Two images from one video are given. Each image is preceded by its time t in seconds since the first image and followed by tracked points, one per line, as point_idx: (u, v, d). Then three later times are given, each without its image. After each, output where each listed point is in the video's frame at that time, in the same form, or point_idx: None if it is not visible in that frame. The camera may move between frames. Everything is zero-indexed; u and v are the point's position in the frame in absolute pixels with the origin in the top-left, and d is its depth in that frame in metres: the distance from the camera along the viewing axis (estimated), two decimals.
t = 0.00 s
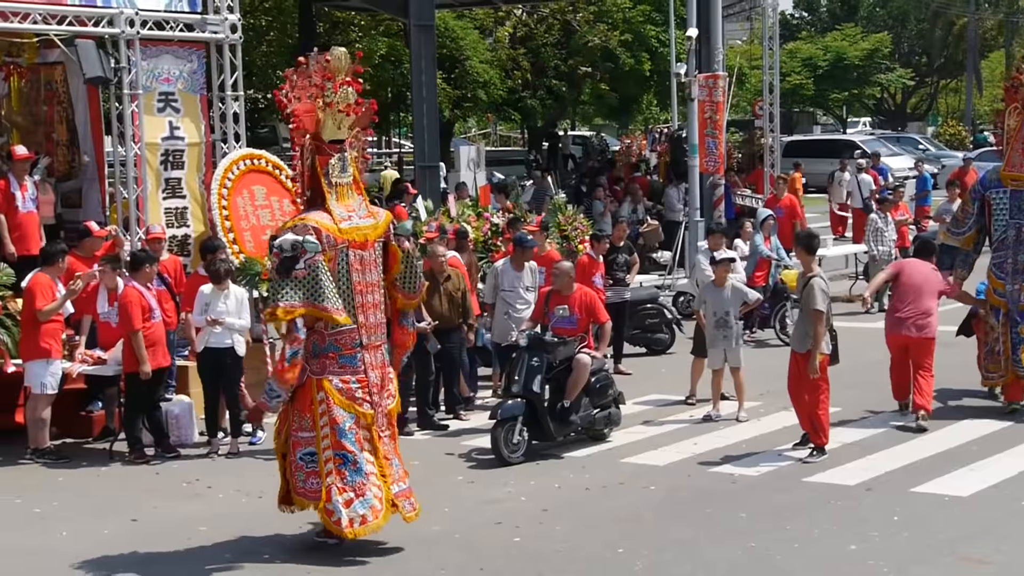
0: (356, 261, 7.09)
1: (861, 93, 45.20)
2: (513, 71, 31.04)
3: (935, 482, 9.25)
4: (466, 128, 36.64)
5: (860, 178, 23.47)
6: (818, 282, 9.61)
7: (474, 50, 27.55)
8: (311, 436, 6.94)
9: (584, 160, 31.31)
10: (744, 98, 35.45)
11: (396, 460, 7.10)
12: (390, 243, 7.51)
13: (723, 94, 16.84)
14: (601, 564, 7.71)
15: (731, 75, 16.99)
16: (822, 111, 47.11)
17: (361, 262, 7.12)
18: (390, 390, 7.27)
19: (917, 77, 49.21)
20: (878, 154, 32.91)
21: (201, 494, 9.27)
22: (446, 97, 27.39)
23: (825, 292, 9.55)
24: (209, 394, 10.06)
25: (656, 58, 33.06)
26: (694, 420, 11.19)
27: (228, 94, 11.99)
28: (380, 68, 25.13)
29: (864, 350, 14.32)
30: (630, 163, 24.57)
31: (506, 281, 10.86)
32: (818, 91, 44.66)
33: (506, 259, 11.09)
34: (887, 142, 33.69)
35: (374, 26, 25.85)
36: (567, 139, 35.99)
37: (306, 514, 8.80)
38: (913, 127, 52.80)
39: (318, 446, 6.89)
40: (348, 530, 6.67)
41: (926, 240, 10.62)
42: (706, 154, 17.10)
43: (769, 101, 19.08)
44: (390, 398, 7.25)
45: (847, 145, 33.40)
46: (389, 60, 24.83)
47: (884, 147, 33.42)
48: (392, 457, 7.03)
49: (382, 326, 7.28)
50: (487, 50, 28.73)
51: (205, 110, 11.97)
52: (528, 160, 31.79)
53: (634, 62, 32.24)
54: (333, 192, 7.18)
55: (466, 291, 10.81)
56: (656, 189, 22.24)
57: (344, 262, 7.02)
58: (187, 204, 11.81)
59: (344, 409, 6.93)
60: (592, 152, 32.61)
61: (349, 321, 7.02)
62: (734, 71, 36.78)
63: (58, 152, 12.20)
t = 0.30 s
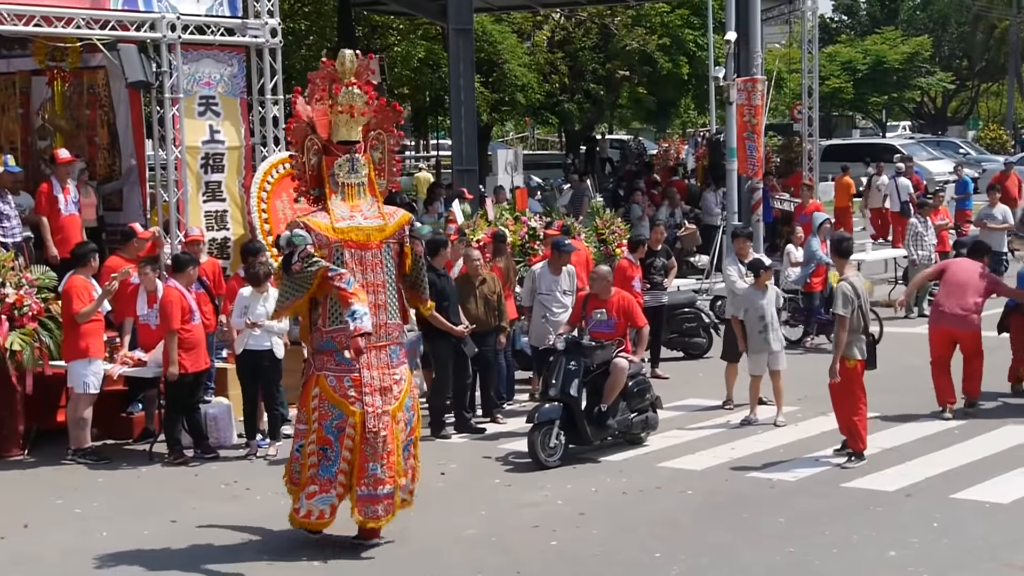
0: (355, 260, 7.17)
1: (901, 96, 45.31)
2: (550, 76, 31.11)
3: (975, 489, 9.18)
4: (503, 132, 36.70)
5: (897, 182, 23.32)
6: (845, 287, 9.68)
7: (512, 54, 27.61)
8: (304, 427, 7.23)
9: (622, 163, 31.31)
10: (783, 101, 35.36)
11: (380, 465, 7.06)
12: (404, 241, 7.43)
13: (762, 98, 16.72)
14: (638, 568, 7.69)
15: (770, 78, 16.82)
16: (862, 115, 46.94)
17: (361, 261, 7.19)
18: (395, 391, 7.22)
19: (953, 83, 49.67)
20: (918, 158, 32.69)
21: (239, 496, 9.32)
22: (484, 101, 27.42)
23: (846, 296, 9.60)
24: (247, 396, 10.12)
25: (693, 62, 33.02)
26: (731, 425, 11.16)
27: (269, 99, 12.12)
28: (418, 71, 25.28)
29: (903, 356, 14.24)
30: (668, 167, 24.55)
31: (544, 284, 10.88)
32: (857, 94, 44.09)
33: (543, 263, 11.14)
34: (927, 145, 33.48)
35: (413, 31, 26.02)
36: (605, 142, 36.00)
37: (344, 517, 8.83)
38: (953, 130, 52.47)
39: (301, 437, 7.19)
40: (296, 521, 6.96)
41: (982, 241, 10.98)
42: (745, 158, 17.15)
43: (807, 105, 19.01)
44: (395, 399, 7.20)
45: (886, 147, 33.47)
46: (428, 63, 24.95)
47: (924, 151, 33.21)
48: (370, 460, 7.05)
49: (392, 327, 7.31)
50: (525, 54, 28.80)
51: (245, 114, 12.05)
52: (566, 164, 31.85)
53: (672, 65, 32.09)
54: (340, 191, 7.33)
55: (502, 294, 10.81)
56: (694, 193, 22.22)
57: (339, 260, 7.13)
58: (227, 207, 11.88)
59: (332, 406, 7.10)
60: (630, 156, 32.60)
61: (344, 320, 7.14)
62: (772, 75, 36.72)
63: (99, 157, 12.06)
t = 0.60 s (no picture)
0: (351, 266, 7.23)
1: (932, 101, 45.19)
2: (580, 81, 30.78)
3: (1008, 497, 9.12)
4: (532, 137, 36.78)
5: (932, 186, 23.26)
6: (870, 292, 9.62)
7: (542, 59, 27.66)
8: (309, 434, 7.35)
9: (652, 168, 31.29)
10: (814, 106, 35.34)
11: (371, 471, 7.14)
12: (405, 247, 7.38)
13: (793, 103, 16.77)
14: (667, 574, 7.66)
15: (802, 83, 16.81)
16: (892, 119, 46.87)
17: (358, 268, 7.24)
18: (393, 398, 7.24)
19: (986, 87, 49.50)
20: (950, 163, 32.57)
21: (269, 499, 9.35)
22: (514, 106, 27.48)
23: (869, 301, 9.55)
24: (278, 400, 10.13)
25: (725, 68, 33.21)
26: (761, 431, 11.13)
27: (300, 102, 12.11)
28: (448, 76, 25.39)
29: (935, 362, 14.15)
30: (699, 172, 24.58)
31: (574, 289, 10.90)
32: (890, 99, 44.66)
33: (573, 268, 11.15)
34: (959, 151, 33.34)
35: (443, 36, 26.13)
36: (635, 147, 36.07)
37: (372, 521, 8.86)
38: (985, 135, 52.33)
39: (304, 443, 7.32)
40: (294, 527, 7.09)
41: None
42: (773, 164, 16.95)
43: (838, 110, 18.98)
44: (393, 406, 7.22)
45: (917, 153, 33.60)
46: (458, 68, 25.05)
47: (955, 156, 33.07)
48: (361, 466, 7.13)
49: (393, 334, 7.31)
50: (555, 59, 28.86)
51: (276, 119, 12.09)
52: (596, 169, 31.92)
53: (702, 71, 32.30)
54: (341, 200, 7.38)
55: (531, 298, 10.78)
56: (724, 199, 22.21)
57: (337, 267, 7.22)
58: (258, 212, 11.93)
59: (331, 412, 7.21)
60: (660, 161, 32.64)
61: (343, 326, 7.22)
62: (803, 80, 36.69)
63: (132, 161, 12.13)
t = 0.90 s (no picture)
0: (357, 274, 7.37)
1: (964, 107, 44.94)
2: (609, 87, 31.06)
3: None
4: (560, 143, 36.78)
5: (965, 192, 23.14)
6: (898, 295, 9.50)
7: (571, 65, 27.65)
8: (305, 438, 7.42)
9: (680, 173, 31.24)
10: (843, 112, 35.25)
11: (376, 475, 7.28)
12: (407, 257, 7.57)
13: (822, 109, 16.67)
14: None
15: (831, 89, 16.73)
16: (923, 125, 46.68)
17: (363, 276, 7.38)
18: (392, 403, 7.41)
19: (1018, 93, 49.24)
20: (980, 169, 32.39)
21: (296, 504, 9.36)
22: (542, 112, 27.51)
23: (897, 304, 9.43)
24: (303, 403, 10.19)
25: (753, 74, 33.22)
26: (789, 438, 11.09)
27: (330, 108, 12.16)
28: (477, 82, 25.48)
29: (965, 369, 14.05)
30: (728, 178, 24.55)
31: (603, 294, 10.91)
32: (920, 106, 44.26)
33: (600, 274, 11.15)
34: (990, 157, 33.15)
35: (472, 41, 26.18)
36: (663, 153, 36.08)
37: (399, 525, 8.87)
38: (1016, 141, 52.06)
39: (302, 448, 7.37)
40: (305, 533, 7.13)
41: None
42: (803, 170, 17.04)
43: (869, 115, 18.94)
44: (392, 411, 7.40)
45: (948, 159, 33.70)
46: (486, 73, 25.11)
47: (986, 162, 32.89)
48: (366, 470, 7.26)
49: (392, 341, 7.49)
50: (584, 64, 28.87)
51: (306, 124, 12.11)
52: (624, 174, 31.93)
53: (731, 76, 32.30)
54: (346, 207, 7.48)
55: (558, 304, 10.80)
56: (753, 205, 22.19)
57: (343, 275, 7.36)
58: (287, 217, 11.99)
59: (332, 417, 7.30)
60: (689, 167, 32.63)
61: (346, 333, 7.35)
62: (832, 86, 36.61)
63: (162, 166, 12.19)
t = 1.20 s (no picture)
0: (387, 278, 7.46)
1: (994, 111, 44.68)
2: (636, 91, 31.11)
3: None
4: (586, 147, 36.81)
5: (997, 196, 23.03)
6: (923, 294, 9.54)
7: (598, 69, 27.68)
8: (326, 441, 7.38)
9: (707, 178, 31.21)
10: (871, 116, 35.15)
11: (404, 474, 7.40)
12: (420, 257, 7.77)
13: (850, 113, 16.66)
14: None
15: (859, 93, 16.73)
16: (953, 128, 46.49)
17: (391, 279, 7.48)
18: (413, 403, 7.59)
19: None
20: (1010, 173, 32.21)
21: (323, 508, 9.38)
22: (568, 116, 27.50)
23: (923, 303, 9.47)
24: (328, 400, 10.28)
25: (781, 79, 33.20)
26: (818, 444, 11.04)
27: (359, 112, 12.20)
28: (504, 87, 25.54)
29: (998, 374, 13.99)
30: (756, 183, 24.53)
31: (629, 299, 10.87)
32: (949, 109, 44.19)
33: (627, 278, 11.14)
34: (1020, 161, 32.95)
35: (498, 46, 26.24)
36: (691, 157, 36.07)
37: (426, 530, 8.89)
38: None
39: (328, 451, 7.30)
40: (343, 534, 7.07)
41: None
42: (830, 174, 16.98)
43: (897, 120, 18.89)
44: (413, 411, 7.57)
45: (976, 163, 34.02)
46: (513, 78, 25.18)
47: (1016, 166, 32.69)
48: (398, 470, 7.38)
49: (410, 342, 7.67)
50: (611, 69, 28.91)
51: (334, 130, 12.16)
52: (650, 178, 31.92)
53: (758, 81, 32.28)
54: (368, 211, 7.56)
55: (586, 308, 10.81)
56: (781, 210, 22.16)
57: (374, 279, 7.41)
58: (315, 221, 12.04)
59: (362, 419, 7.32)
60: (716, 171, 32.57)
61: (375, 335, 7.41)
62: (860, 90, 36.53)
63: (191, 171, 12.27)
